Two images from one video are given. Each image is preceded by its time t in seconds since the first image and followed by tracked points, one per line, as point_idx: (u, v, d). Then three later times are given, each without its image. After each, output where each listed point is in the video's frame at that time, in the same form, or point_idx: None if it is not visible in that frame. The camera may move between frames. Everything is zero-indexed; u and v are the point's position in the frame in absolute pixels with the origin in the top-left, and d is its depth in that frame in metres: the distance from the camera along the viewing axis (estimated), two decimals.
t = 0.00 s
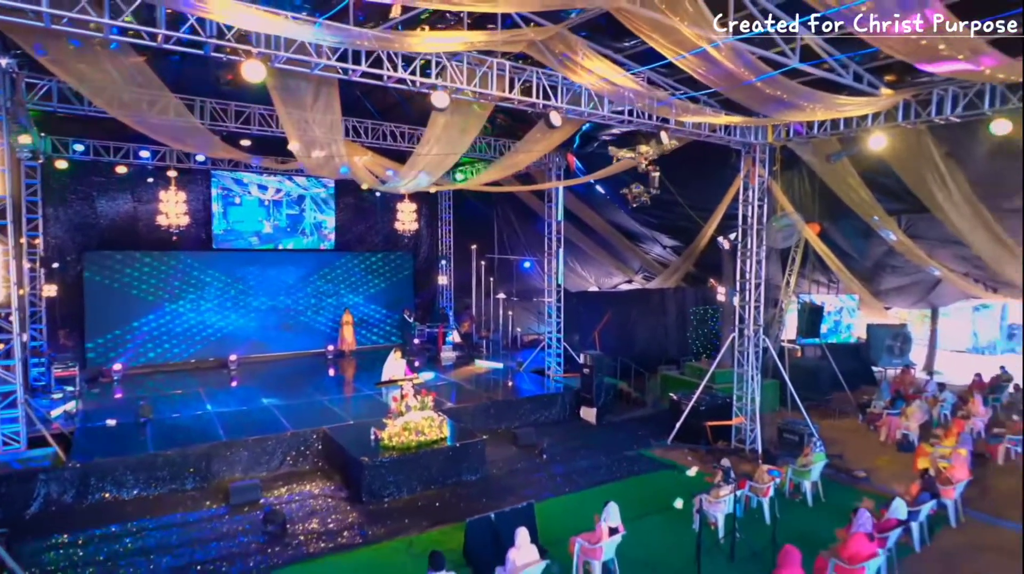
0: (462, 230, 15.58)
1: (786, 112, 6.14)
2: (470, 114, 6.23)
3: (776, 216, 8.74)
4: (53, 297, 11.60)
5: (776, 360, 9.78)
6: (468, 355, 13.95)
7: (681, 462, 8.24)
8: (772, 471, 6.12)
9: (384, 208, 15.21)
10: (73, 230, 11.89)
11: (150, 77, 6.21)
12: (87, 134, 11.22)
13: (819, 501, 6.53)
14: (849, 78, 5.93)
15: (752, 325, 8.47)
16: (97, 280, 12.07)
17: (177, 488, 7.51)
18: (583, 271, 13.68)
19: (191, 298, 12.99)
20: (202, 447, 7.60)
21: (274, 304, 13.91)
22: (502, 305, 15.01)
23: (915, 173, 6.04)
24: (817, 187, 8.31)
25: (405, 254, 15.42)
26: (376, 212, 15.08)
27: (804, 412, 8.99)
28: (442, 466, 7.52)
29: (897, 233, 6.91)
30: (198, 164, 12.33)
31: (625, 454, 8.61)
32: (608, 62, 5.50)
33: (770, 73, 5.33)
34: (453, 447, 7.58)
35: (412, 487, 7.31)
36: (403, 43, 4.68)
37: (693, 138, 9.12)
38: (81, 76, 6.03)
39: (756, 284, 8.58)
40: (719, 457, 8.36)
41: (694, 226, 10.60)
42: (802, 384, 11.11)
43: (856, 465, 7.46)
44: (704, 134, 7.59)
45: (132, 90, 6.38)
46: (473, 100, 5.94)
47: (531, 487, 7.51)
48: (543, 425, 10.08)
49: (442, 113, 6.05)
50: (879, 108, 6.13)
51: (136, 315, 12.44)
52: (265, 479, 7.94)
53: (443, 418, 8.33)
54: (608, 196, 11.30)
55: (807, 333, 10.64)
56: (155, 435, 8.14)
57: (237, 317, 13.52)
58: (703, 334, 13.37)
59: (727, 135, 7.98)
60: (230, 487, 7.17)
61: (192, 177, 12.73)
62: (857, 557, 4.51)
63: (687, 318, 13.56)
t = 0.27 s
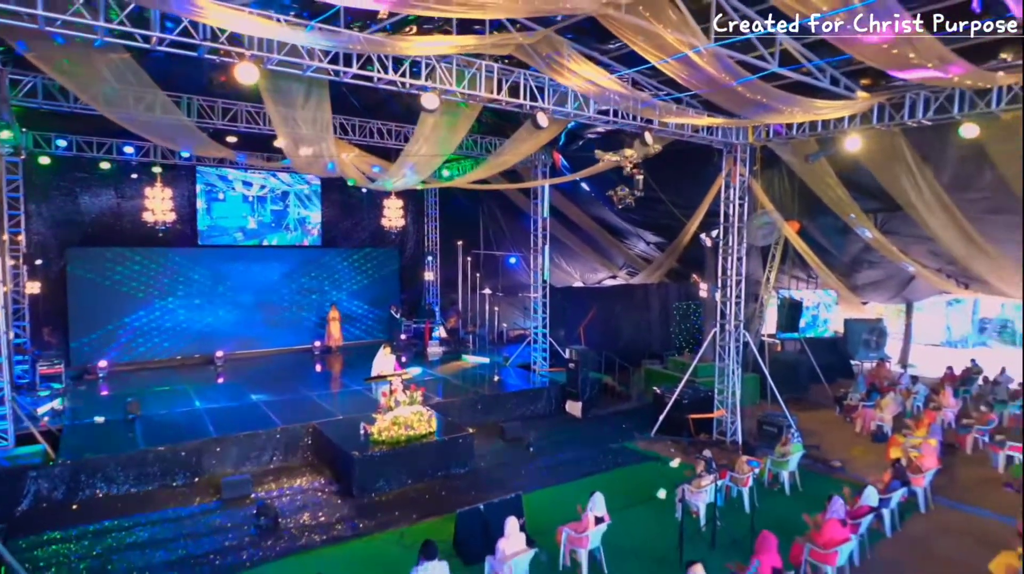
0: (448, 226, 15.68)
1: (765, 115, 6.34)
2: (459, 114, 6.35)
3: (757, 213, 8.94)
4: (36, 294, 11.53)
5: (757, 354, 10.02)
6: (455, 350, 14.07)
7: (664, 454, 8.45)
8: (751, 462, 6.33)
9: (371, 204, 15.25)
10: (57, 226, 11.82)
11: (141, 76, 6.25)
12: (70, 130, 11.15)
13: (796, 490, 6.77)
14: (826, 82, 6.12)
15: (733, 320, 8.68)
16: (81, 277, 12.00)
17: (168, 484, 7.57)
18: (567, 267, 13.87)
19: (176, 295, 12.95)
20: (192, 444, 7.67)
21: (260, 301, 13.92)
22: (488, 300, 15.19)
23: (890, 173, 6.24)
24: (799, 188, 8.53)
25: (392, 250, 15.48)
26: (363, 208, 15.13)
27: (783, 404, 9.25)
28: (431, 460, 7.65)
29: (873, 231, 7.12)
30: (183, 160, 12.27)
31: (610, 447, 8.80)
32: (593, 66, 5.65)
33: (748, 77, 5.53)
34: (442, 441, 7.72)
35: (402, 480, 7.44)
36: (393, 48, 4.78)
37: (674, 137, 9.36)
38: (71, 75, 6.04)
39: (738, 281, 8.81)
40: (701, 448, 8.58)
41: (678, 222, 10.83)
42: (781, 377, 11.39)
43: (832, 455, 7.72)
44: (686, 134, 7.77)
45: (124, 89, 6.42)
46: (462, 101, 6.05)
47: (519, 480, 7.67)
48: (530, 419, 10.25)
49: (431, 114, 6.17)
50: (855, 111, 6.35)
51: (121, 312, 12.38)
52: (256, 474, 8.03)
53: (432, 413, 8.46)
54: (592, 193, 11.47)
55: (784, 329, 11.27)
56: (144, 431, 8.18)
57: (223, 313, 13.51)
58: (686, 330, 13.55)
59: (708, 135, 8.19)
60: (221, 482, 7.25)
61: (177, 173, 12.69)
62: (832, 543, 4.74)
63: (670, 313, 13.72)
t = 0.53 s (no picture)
0: (434, 217, 15.76)
1: (744, 112, 6.55)
2: (448, 110, 6.46)
3: (737, 206, 9.10)
4: (19, 286, 11.45)
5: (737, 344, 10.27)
6: (441, 341, 14.20)
7: (647, 441, 8.70)
8: (730, 447, 6.57)
9: (356, 195, 15.30)
10: (38, 217, 11.72)
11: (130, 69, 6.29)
12: (51, 120, 11.04)
13: (773, 474, 7.05)
14: (804, 81, 6.31)
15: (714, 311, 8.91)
16: (64, 269, 11.92)
17: (158, 475, 7.66)
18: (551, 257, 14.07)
19: (161, 287, 12.92)
20: (183, 435, 7.75)
21: (246, 293, 13.92)
22: (473, 291, 15.40)
23: (862, 166, 6.58)
24: (777, 180, 8.90)
25: (377, 241, 15.54)
26: (348, 200, 15.16)
27: (761, 392, 9.53)
28: (420, 448, 7.81)
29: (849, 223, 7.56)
30: (167, 151, 12.15)
31: (595, 435, 9.03)
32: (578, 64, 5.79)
33: (727, 76, 5.71)
34: (431, 430, 7.88)
35: (392, 469, 7.59)
36: (382, 46, 4.87)
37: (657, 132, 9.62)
38: (59, 67, 6.05)
39: (719, 273, 9.00)
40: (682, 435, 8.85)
41: (662, 215, 11.04)
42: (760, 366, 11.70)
43: (808, 441, 8.01)
44: (668, 129, 7.94)
45: (112, 82, 6.44)
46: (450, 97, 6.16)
47: (505, 467, 7.87)
48: (515, 408, 10.44)
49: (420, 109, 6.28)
50: (831, 108, 6.57)
51: (105, 304, 12.33)
52: (246, 464, 8.14)
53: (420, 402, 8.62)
54: (577, 186, 11.64)
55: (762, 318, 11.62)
56: (134, 423, 8.24)
57: (208, 305, 13.50)
58: (669, 318, 13.73)
59: (690, 130, 8.38)
60: (212, 472, 7.36)
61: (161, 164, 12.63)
62: (805, 523, 4.99)
63: (652, 304, 14.02)
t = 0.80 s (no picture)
0: (420, 209, 15.84)
1: (725, 109, 6.74)
2: (437, 106, 6.56)
3: (719, 200, 9.18)
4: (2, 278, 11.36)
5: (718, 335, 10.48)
6: (428, 332, 14.32)
7: (631, 429, 8.92)
8: (711, 434, 6.81)
9: (342, 187, 15.32)
10: (21, 209, 11.63)
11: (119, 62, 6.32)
12: (33, 111, 10.94)
13: (752, 460, 7.30)
14: (784, 79, 6.47)
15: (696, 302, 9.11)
16: (47, 261, 11.84)
17: (150, 466, 7.73)
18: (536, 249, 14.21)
19: (146, 279, 12.88)
20: (174, 426, 7.83)
21: (232, 285, 13.91)
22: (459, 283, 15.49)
23: (839, 162, 7.04)
24: (758, 175, 9.22)
25: (363, 233, 15.59)
26: (335, 191, 15.18)
27: (742, 381, 9.79)
28: (409, 437, 7.96)
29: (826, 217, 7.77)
30: (151, 143, 12.08)
31: (580, 423, 9.24)
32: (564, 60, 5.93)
33: (708, 75, 5.88)
34: (420, 419, 8.03)
35: (382, 458, 7.73)
36: (373, 44, 4.97)
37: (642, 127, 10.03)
38: (48, 60, 6.06)
39: (701, 265, 9.19)
40: (665, 423, 9.08)
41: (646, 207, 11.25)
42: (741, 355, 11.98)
43: (786, 427, 8.28)
44: (653, 125, 8.09)
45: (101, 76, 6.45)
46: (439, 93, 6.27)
47: (493, 455, 8.05)
48: (502, 398, 10.62)
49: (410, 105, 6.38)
50: (809, 106, 6.76)
51: (90, 297, 12.27)
52: (237, 454, 8.24)
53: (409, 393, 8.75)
54: (562, 178, 11.79)
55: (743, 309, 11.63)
56: (124, 415, 8.29)
57: (194, 297, 13.48)
58: (653, 310, 14.05)
59: (673, 125, 8.55)
60: (204, 463, 7.45)
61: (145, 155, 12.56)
62: (781, 504, 5.23)
63: (636, 295, 14.18)
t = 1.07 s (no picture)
0: (408, 202, 15.90)
1: (709, 107, 6.90)
2: (428, 102, 6.66)
3: (704, 195, 9.40)
4: None
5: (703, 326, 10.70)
6: (417, 325, 14.42)
7: (618, 419, 9.11)
8: (695, 423, 7.00)
9: (331, 181, 15.33)
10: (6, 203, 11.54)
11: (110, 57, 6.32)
12: (18, 104, 10.84)
13: (735, 448, 7.51)
14: (766, 77, 6.63)
15: (681, 295, 9.30)
16: (34, 255, 11.77)
17: (142, 459, 7.79)
18: (524, 242, 14.32)
19: (134, 274, 12.86)
20: (166, 419, 7.89)
21: (220, 279, 13.91)
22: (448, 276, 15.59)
23: (821, 158, 7.31)
24: (742, 170, 9.38)
25: (352, 226, 15.62)
26: (323, 185, 15.18)
27: (725, 372, 10.02)
28: (401, 429, 8.09)
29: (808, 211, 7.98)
30: (138, 136, 12.02)
31: (568, 414, 9.41)
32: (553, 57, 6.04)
33: (692, 74, 6.03)
34: (411, 411, 8.15)
35: (374, 449, 7.85)
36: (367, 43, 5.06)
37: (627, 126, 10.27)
38: (39, 55, 6.06)
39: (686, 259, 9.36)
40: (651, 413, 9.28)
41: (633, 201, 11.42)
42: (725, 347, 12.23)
43: (768, 417, 8.51)
44: (639, 121, 8.24)
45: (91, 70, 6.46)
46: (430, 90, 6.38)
47: (483, 445, 8.20)
48: (491, 389, 10.77)
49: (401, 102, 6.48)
50: (790, 104, 6.92)
51: (77, 291, 12.23)
52: (230, 446, 8.33)
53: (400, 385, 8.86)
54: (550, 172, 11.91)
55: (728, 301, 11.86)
56: (115, 409, 8.33)
57: (182, 291, 13.48)
58: (639, 302, 14.23)
59: (659, 121, 8.70)
60: (197, 455, 7.54)
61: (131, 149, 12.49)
62: (762, 490, 5.43)
63: (623, 287, 14.45)
